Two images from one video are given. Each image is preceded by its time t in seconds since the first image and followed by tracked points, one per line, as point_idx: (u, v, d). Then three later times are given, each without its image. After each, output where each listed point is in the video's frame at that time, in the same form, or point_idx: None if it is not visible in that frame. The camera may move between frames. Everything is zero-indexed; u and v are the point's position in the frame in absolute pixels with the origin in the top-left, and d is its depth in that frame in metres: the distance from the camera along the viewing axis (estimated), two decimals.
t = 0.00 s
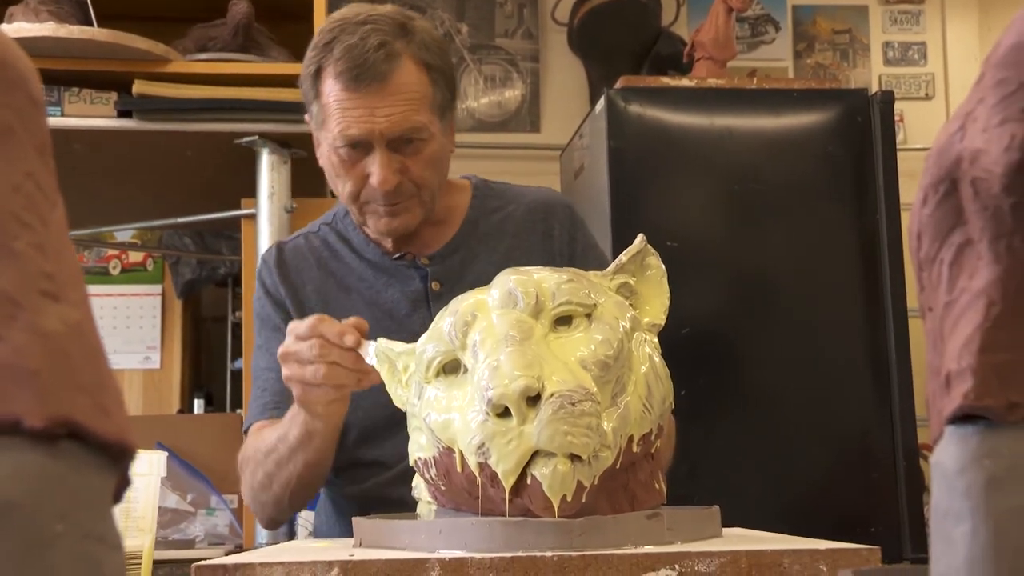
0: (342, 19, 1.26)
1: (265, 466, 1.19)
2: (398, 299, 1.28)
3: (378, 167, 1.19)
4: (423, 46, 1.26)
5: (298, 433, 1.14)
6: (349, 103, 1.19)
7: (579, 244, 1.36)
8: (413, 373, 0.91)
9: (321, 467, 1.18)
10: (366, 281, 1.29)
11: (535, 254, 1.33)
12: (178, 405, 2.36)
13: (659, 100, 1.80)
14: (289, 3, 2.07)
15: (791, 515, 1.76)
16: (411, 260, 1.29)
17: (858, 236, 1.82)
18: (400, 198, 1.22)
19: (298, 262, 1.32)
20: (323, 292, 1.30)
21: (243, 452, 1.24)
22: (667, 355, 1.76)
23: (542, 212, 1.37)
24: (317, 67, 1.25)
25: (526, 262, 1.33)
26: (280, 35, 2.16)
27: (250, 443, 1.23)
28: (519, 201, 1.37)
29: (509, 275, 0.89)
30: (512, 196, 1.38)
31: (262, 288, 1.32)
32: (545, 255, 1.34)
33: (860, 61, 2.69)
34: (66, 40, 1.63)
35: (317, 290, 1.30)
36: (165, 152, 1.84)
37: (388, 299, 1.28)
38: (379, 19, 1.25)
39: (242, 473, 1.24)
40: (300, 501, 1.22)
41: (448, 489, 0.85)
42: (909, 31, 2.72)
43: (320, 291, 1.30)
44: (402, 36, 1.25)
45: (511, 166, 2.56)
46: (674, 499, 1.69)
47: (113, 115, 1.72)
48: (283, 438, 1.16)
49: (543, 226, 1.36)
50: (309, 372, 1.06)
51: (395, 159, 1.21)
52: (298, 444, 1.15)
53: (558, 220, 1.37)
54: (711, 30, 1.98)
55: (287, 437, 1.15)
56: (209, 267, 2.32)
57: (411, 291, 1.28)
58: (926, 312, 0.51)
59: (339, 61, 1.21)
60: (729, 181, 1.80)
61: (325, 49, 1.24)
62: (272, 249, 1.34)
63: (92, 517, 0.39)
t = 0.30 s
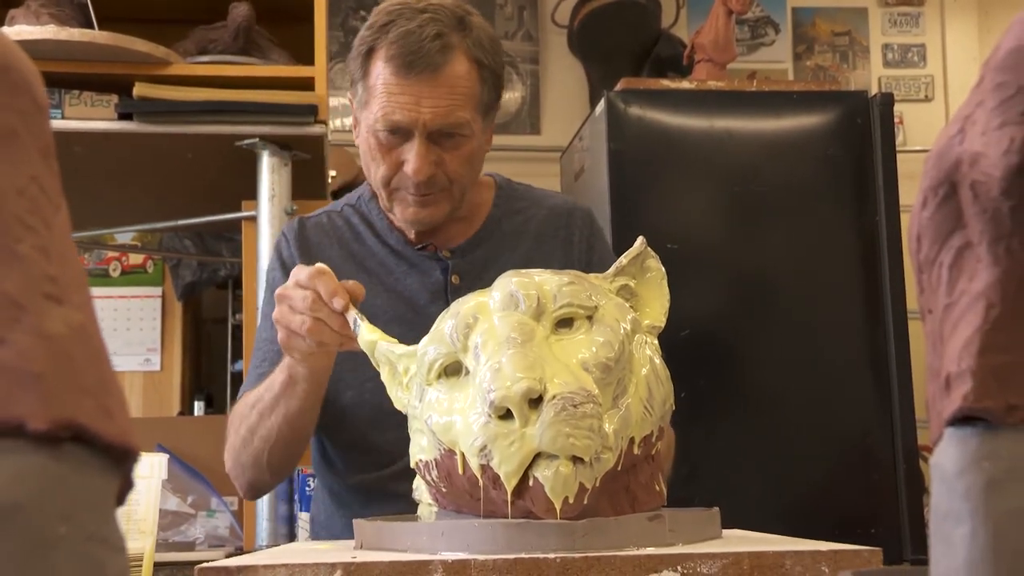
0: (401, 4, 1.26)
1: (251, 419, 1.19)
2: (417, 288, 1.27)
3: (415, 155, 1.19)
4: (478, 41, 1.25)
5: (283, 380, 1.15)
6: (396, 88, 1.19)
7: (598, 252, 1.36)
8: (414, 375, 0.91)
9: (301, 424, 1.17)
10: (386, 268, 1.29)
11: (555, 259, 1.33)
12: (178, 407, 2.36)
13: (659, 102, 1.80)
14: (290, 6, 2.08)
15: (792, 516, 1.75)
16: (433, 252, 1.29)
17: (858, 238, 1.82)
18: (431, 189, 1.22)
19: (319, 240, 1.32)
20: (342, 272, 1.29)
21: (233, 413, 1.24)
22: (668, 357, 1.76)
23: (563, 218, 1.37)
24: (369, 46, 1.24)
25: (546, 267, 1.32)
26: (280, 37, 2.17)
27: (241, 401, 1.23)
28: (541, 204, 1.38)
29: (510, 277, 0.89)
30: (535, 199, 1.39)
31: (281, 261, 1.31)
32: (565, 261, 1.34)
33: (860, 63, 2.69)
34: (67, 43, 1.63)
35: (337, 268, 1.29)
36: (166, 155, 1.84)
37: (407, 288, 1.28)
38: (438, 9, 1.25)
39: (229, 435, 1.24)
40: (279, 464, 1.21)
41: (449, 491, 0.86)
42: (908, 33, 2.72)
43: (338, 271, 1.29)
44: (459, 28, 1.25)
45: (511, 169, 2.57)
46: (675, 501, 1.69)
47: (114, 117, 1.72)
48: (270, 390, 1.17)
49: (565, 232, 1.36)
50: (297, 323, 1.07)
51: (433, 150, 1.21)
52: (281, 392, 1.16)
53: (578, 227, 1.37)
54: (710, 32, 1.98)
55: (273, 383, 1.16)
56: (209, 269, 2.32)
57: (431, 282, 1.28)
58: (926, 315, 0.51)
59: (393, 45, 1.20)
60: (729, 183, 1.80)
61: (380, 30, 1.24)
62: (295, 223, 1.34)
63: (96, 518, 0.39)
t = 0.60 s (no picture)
0: None
1: (248, 423, 1.17)
2: (424, 282, 1.27)
3: (431, 149, 1.20)
4: (500, 37, 1.26)
5: (290, 396, 1.13)
6: (417, 80, 1.19)
7: (603, 252, 1.36)
8: (412, 375, 0.91)
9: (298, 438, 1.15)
10: (393, 260, 1.29)
11: (562, 258, 1.32)
12: (176, 406, 2.36)
13: (657, 102, 1.80)
14: (288, 6, 2.08)
15: (789, 515, 1.76)
16: (441, 246, 1.29)
17: (856, 238, 1.83)
18: (445, 184, 1.22)
19: (324, 229, 1.31)
20: (348, 263, 1.29)
21: (227, 405, 1.22)
22: (666, 356, 1.76)
23: (571, 216, 1.37)
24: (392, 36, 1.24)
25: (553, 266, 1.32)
26: (279, 36, 2.17)
27: (239, 399, 1.21)
28: (548, 202, 1.37)
29: (508, 277, 0.89)
30: (542, 196, 1.38)
31: (284, 249, 1.30)
32: (572, 261, 1.33)
33: (858, 63, 2.70)
34: (65, 43, 1.63)
35: (343, 259, 1.29)
36: (164, 155, 1.84)
37: (414, 282, 1.28)
38: (462, 3, 1.26)
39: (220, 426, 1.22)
40: (270, 470, 1.20)
41: (446, 490, 0.86)
42: (906, 33, 2.72)
43: (343, 262, 1.29)
44: (482, 23, 1.25)
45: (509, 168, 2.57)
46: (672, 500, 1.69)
47: (112, 117, 1.72)
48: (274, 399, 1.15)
49: (572, 232, 1.35)
50: (320, 319, 1.04)
51: (449, 145, 1.21)
52: (285, 409, 1.13)
53: (585, 227, 1.37)
54: (708, 33, 1.99)
55: (278, 398, 1.14)
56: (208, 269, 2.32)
57: (438, 276, 1.27)
58: (920, 314, 0.51)
59: (415, 36, 1.20)
60: (726, 183, 1.81)
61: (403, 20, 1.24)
62: (300, 211, 1.32)
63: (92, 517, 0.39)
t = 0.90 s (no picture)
0: None
1: (249, 436, 1.17)
2: (418, 282, 1.27)
3: (426, 147, 1.19)
4: (494, 34, 1.26)
5: (290, 415, 1.11)
6: (411, 78, 1.19)
7: (599, 249, 1.37)
8: (406, 374, 0.91)
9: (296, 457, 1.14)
10: (387, 260, 1.29)
11: (558, 256, 1.33)
12: (171, 407, 2.36)
13: (653, 101, 1.80)
14: (283, 5, 2.08)
15: (785, 514, 1.76)
16: (437, 246, 1.28)
17: (852, 236, 1.83)
18: (441, 182, 1.22)
19: (317, 230, 1.31)
20: (342, 265, 1.29)
21: (228, 413, 1.22)
22: (662, 356, 1.76)
23: (566, 213, 1.38)
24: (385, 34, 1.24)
25: (550, 264, 1.33)
26: (275, 36, 2.16)
27: (241, 409, 1.20)
28: (543, 198, 1.38)
29: (503, 277, 0.89)
30: (536, 193, 1.39)
31: (277, 251, 1.30)
32: (568, 259, 1.34)
33: (853, 63, 2.70)
34: (60, 42, 1.63)
35: (337, 261, 1.29)
36: (159, 155, 1.84)
37: (409, 282, 1.28)
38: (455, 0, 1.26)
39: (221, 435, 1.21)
40: (269, 481, 1.20)
41: (441, 490, 0.86)
42: (901, 33, 2.73)
43: (337, 264, 1.29)
44: (476, 20, 1.25)
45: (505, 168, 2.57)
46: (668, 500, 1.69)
47: (107, 117, 1.72)
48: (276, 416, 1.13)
49: (568, 228, 1.36)
50: (330, 350, 1.02)
51: (444, 143, 1.21)
52: (285, 427, 1.12)
53: (581, 223, 1.37)
54: (704, 32, 1.99)
55: (279, 416, 1.12)
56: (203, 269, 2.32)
57: (434, 276, 1.27)
58: (914, 314, 0.52)
59: (409, 34, 1.20)
60: (722, 182, 1.81)
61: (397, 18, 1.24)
62: (294, 212, 1.32)
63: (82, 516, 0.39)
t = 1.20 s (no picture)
0: None
1: (259, 458, 1.15)
2: (415, 283, 1.27)
3: (420, 148, 1.19)
4: (484, 35, 1.26)
5: (304, 449, 1.10)
6: (403, 79, 1.19)
7: (594, 248, 1.37)
8: (404, 376, 0.91)
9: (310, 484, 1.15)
10: (382, 262, 1.29)
11: (553, 256, 1.33)
12: (170, 407, 2.36)
13: (652, 103, 1.80)
14: (281, 6, 2.07)
15: (785, 515, 1.76)
16: (433, 247, 1.29)
17: (850, 237, 1.83)
18: (435, 182, 1.22)
19: (311, 234, 1.30)
20: (338, 268, 1.29)
21: (233, 428, 1.19)
22: (660, 357, 1.76)
23: (560, 212, 1.38)
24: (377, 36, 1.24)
25: (545, 264, 1.33)
26: (274, 36, 2.16)
27: (248, 425, 1.18)
28: (537, 198, 1.38)
29: (500, 278, 0.89)
30: (530, 192, 1.39)
31: (272, 256, 1.30)
32: (563, 258, 1.34)
33: (852, 64, 2.70)
34: (58, 43, 1.62)
35: (332, 264, 1.29)
36: (158, 156, 1.84)
37: (406, 283, 1.27)
38: (445, 1, 1.26)
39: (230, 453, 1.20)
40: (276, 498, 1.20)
41: (439, 492, 0.85)
42: (900, 35, 2.73)
43: (333, 268, 1.28)
44: (467, 21, 1.25)
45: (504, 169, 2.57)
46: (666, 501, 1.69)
47: (105, 118, 1.72)
48: (288, 442, 1.12)
49: (562, 228, 1.36)
50: (347, 400, 1.01)
51: (438, 143, 1.21)
52: (302, 457, 1.11)
53: (575, 222, 1.38)
54: (702, 34, 1.99)
55: (291, 448, 1.11)
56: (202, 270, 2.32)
57: (431, 278, 1.27)
58: (911, 316, 0.51)
59: (401, 34, 1.20)
60: (721, 184, 1.81)
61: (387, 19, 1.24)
62: (287, 217, 1.32)
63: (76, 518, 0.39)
